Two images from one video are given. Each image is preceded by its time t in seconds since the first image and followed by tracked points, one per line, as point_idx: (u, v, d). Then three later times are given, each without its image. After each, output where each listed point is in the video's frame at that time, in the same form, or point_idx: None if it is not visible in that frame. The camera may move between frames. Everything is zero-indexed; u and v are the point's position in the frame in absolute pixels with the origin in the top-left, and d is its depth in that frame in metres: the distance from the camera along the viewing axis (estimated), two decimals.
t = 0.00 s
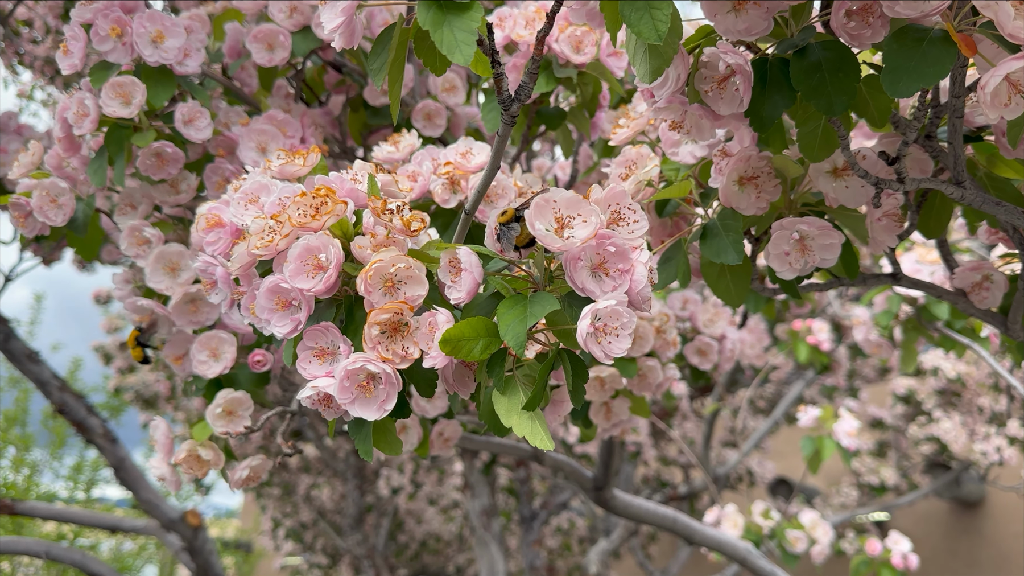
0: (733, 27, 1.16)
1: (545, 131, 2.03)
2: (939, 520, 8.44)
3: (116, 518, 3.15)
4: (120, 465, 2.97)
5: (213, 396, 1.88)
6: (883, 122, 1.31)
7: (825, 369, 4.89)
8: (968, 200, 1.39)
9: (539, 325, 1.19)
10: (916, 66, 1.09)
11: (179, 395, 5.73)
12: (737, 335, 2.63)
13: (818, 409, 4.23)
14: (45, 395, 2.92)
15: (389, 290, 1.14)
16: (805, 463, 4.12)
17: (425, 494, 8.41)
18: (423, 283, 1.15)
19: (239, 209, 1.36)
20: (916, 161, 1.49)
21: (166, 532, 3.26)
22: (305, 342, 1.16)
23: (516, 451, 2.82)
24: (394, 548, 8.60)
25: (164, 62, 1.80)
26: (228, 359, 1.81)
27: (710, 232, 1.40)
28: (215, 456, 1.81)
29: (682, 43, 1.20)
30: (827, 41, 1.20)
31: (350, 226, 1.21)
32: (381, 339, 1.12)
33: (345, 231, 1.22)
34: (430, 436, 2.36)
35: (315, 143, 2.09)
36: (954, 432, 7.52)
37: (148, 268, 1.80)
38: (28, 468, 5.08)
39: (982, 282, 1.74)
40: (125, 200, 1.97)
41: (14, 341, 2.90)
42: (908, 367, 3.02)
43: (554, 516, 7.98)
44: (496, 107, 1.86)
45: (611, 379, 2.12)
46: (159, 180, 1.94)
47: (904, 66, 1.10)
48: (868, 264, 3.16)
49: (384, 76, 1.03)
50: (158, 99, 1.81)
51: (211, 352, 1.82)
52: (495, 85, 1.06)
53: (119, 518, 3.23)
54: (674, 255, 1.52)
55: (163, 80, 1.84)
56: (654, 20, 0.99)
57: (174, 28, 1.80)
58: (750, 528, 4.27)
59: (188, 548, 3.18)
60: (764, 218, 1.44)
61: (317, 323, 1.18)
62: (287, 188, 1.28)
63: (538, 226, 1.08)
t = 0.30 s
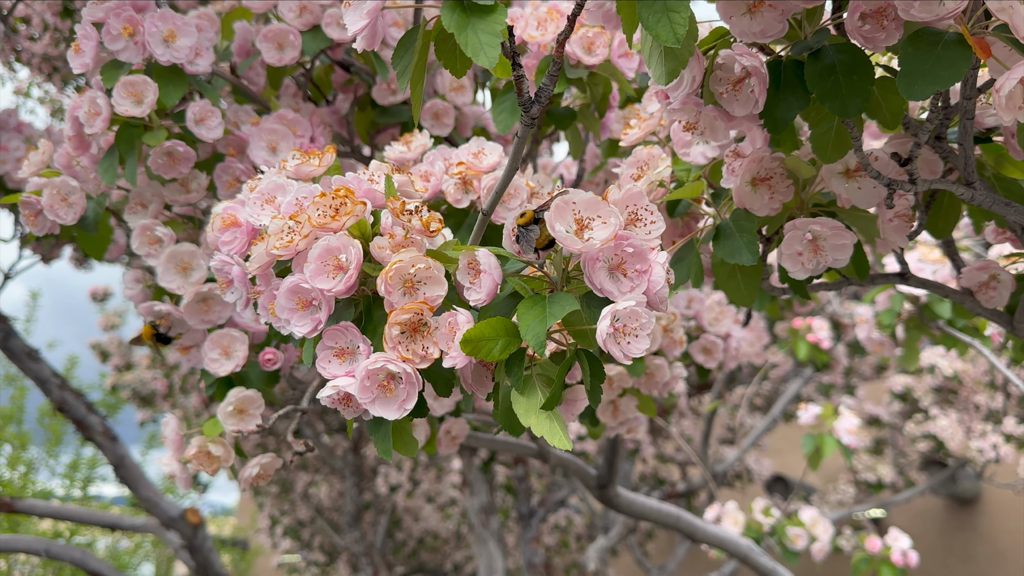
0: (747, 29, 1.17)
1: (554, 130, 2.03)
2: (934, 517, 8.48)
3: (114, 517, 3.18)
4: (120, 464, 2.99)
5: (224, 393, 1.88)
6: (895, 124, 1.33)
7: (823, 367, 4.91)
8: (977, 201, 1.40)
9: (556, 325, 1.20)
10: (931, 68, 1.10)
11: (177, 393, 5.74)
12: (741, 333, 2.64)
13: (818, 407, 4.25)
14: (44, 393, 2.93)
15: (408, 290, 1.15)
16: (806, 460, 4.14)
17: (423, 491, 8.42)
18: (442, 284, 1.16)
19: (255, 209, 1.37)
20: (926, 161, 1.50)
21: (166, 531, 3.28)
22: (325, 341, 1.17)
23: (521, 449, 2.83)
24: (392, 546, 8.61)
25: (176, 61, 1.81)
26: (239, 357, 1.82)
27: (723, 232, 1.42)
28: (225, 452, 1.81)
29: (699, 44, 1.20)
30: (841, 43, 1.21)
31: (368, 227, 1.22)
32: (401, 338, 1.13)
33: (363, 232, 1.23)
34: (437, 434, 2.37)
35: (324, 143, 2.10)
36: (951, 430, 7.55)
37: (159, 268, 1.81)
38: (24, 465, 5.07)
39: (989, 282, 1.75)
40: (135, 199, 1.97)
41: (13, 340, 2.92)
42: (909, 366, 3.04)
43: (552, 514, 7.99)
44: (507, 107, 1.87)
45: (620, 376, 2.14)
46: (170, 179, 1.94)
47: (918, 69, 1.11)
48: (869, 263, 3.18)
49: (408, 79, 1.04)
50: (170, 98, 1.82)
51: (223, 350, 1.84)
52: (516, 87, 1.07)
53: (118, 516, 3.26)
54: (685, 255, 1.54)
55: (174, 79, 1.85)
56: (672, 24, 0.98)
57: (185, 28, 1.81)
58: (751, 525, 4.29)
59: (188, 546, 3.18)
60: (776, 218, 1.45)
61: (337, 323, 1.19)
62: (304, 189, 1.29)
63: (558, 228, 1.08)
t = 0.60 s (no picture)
0: (760, 19, 1.17)
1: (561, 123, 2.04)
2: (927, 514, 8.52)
3: (111, 512, 3.15)
4: (117, 459, 2.98)
5: (229, 385, 1.88)
6: (905, 115, 1.33)
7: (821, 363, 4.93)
8: (985, 192, 1.41)
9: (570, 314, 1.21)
10: (946, 58, 1.11)
11: (171, 389, 5.73)
12: (743, 327, 2.65)
13: (816, 402, 4.26)
14: (40, 388, 2.92)
15: (423, 279, 1.15)
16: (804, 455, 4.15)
17: (419, 487, 8.42)
18: (457, 273, 1.16)
19: (266, 199, 1.37)
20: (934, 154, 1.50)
21: (162, 526, 3.27)
22: (340, 330, 1.18)
23: (523, 442, 2.83)
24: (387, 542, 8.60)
25: (182, 51, 1.81)
26: (245, 349, 1.81)
27: (734, 222, 1.42)
28: (232, 444, 1.82)
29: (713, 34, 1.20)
30: (854, 34, 1.22)
31: (383, 216, 1.22)
32: (416, 327, 1.13)
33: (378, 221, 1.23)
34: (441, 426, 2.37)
35: (330, 135, 2.09)
36: (945, 426, 7.58)
37: (166, 259, 1.81)
38: (18, 462, 5.05)
39: (995, 274, 1.76)
40: (141, 191, 1.96)
41: (9, 336, 2.92)
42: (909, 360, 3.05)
43: (548, 510, 8.00)
44: (514, 98, 1.87)
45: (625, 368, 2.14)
46: (175, 170, 1.94)
47: (934, 58, 1.12)
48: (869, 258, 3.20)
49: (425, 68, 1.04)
50: (176, 89, 1.81)
51: (228, 342, 1.83)
52: (531, 75, 1.06)
53: (115, 512, 3.20)
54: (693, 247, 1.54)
55: (181, 70, 1.84)
56: (687, 11, 0.96)
57: (192, 18, 1.80)
58: (749, 520, 4.29)
59: (185, 542, 3.16)
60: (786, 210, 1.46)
61: (351, 312, 1.19)
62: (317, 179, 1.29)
63: (573, 215, 1.09)
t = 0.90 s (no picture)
0: (780, 12, 1.17)
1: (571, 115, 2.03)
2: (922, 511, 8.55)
3: (108, 508, 3.13)
4: (114, 454, 2.97)
5: (239, 378, 1.87)
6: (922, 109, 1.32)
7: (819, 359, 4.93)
8: (1001, 187, 1.40)
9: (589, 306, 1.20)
10: (968, 51, 1.11)
11: (167, 385, 5.71)
12: (748, 322, 2.65)
13: (816, 398, 4.26)
14: (38, 382, 2.90)
15: (443, 270, 1.14)
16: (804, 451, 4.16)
17: (415, 483, 8.41)
18: (477, 264, 1.15)
19: (282, 190, 1.37)
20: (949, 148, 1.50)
21: (160, 522, 3.25)
22: (359, 322, 1.17)
23: (527, 436, 2.82)
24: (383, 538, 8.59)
25: (192, 43, 1.80)
26: (255, 342, 1.81)
27: (749, 216, 1.42)
28: (241, 437, 1.82)
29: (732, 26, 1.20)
30: (873, 26, 1.22)
31: (401, 208, 1.22)
32: (437, 318, 1.13)
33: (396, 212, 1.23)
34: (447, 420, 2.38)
35: (338, 128, 2.09)
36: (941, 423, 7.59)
37: (176, 251, 1.80)
38: (13, 457, 5.02)
39: (1005, 268, 1.76)
40: (149, 183, 1.95)
41: (8, 330, 2.91)
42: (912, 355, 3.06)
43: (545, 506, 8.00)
44: (525, 90, 1.86)
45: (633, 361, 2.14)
46: (185, 162, 1.93)
47: (955, 51, 1.12)
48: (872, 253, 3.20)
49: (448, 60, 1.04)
50: (186, 80, 1.80)
51: (239, 335, 1.82)
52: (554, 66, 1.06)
53: (112, 507, 3.18)
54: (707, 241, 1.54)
55: (190, 61, 1.83)
56: (710, 3, 0.98)
57: (202, 10, 1.80)
58: (748, 515, 4.30)
59: (182, 537, 3.14)
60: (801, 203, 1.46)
61: (370, 303, 1.19)
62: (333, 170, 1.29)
63: (596, 209, 1.09)
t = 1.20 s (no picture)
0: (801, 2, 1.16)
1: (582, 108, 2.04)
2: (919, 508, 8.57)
3: (107, 503, 3.13)
4: (113, 449, 2.97)
5: (249, 371, 1.87)
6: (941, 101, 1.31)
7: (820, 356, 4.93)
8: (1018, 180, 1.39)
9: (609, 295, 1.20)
10: (993, 41, 1.10)
11: (165, 380, 5.69)
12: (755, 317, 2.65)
13: (818, 394, 4.27)
14: (37, 377, 2.90)
15: (464, 259, 1.14)
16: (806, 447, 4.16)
17: (414, 479, 8.40)
18: (498, 253, 1.15)
19: (297, 179, 1.36)
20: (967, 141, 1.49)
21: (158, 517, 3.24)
22: (378, 311, 1.17)
23: (532, 431, 2.82)
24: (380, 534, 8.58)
25: (203, 33, 1.79)
26: (266, 334, 1.80)
27: (766, 207, 1.41)
28: (252, 429, 1.81)
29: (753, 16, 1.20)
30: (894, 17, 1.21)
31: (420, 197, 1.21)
32: (458, 307, 1.12)
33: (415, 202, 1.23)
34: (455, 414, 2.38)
35: (348, 120, 2.08)
36: (938, 420, 7.61)
37: (186, 243, 1.79)
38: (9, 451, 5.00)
39: (1017, 263, 1.76)
40: (159, 173, 1.95)
41: (7, 324, 2.89)
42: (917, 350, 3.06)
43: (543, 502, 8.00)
44: (537, 82, 1.85)
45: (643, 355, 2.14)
46: (194, 153, 1.92)
47: (980, 41, 1.11)
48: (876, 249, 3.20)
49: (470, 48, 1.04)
50: (197, 71, 1.79)
51: (248, 326, 1.81)
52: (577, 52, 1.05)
53: (111, 503, 3.18)
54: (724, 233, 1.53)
55: (200, 51, 1.82)
56: None
57: None
58: (750, 511, 4.30)
59: (181, 532, 3.12)
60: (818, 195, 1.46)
61: (389, 292, 1.18)
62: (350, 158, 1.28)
63: (620, 194, 1.08)
